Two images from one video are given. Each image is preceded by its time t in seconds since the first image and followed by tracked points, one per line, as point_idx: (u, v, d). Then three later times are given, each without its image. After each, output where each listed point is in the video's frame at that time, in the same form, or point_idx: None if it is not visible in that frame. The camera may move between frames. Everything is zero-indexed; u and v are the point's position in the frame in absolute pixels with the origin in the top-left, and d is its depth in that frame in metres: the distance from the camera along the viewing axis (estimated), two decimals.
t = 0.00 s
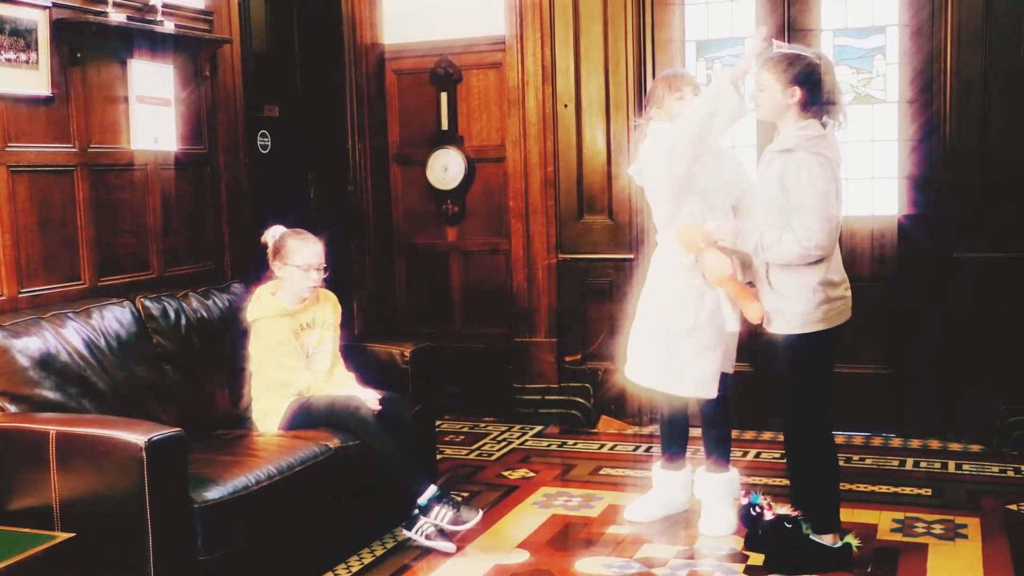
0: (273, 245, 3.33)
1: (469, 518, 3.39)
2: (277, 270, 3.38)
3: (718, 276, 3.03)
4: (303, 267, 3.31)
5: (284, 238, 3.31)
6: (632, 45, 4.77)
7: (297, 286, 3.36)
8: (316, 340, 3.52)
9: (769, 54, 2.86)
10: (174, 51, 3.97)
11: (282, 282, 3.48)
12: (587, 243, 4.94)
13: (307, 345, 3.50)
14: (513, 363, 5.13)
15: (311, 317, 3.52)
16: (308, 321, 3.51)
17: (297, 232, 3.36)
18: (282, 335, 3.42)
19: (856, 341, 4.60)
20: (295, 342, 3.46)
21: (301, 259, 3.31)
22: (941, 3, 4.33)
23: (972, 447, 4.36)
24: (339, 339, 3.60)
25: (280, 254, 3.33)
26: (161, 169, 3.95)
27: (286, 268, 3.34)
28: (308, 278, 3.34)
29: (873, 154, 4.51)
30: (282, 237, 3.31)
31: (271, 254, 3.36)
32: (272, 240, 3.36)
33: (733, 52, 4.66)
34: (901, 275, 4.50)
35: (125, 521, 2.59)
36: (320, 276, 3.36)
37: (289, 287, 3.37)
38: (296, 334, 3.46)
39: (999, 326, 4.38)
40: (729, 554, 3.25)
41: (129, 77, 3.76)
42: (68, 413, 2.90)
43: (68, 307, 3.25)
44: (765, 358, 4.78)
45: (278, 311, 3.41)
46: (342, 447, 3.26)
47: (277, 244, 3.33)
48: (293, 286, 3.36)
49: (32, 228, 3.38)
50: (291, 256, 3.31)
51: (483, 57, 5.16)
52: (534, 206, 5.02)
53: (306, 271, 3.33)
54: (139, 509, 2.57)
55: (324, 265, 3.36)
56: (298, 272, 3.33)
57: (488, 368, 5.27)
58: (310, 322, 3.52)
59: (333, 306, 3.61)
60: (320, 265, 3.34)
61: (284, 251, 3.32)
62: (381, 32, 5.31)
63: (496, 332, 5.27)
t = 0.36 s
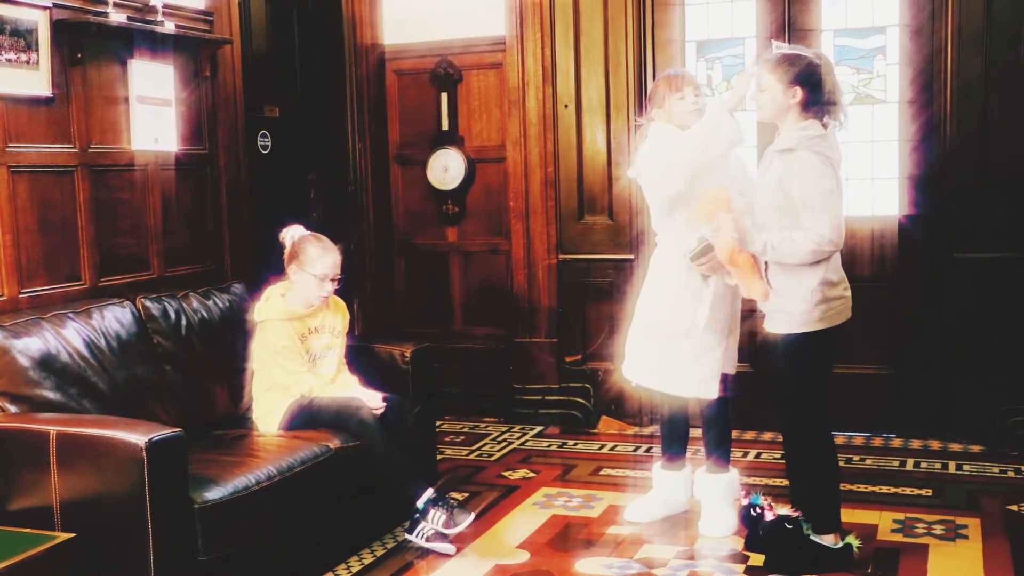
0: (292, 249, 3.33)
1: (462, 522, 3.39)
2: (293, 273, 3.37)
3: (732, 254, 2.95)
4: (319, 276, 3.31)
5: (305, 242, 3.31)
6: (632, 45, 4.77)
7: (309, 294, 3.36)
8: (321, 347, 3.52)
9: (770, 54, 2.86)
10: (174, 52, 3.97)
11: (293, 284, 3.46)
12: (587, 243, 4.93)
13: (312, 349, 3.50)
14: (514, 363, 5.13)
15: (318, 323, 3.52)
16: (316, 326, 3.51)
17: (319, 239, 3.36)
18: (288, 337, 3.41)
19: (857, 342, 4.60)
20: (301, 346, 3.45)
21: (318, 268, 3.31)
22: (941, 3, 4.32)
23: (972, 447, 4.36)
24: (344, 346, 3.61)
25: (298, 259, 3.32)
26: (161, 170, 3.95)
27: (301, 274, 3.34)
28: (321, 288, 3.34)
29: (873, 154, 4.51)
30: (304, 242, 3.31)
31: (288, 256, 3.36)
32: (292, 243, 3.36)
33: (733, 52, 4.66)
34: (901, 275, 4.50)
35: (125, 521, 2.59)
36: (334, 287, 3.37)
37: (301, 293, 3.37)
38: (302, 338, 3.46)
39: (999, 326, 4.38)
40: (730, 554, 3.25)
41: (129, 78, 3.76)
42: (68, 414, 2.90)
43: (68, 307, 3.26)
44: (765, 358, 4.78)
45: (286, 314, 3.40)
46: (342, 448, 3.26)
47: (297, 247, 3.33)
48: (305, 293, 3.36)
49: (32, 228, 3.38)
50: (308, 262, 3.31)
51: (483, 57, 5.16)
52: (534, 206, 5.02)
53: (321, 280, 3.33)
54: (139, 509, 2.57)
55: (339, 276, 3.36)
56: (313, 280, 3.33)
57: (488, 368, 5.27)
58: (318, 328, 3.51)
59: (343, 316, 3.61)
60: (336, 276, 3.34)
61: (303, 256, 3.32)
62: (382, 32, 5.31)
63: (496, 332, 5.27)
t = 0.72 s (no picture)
0: (294, 252, 3.33)
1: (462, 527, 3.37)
2: (296, 276, 3.37)
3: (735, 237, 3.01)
4: (322, 280, 3.31)
5: (309, 244, 3.31)
6: (633, 46, 4.77)
7: (311, 297, 3.36)
8: (321, 351, 3.51)
9: (773, 54, 2.86)
10: (174, 52, 3.97)
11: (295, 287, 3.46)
12: (587, 244, 4.93)
13: (313, 353, 3.48)
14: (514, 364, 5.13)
15: (320, 326, 3.51)
16: (317, 329, 3.50)
17: (323, 241, 3.35)
18: (287, 340, 3.40)
19: (857, 342, 4.60)
20: (302, 349, 3.45)
21: (321, 272, 3.31)
22: (941, 3, 4.32)
23: (972, 448, 4.36)
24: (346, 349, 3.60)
25: (301, 261, 3.32)
26: (162, 170, 3.95)
27: (304, 277, 3.34)
28: (323, 292, 3.34)
29: (873, 154, 4.51)
30: (308, 244, 3.31)
31: (291, 258, 3.36)
32: (296, 245, 3.36)
33: (733, 53, 4.66)
34: (901, 275, 4.49)
35: (125, 521, 2.59)
36: (336, 291, 3.37)
37: (303, 296, 3.37)
38: (302, 341, 3.45)
39: (1000, 327, 4.37)
40: (730, 555, 3.25)
41: (129, 78, 3.76)
42: (68, 414, 2.90)
43: (68, 307, 3.26)
44: (766, 358, 4.78)
45: (287, 317, 3.39)
46: (342, 447, 3.26)
47: (300, 250, 3.33)
48: (308, 296, 3.36)
49: (32, 228, 3.38)
50: (311, 265, 3.31)
51: (484, 58, 5.16)
52: (535, 206, 5.02)
53: (323, 284, 3.33)
54: (140, 509, 2.57)
55: (341, 280, 3.37)
56: (315, 284, 3.33)
57: (489, 368, 5.27)
58: (319, 331, 3.50)
59: (345, 319, 3.60)
60: (338, 280, 3.35)
61: (306, 259, 3.31)
62: (382, 33, 5.31)
63: (496, 332, 5.27)
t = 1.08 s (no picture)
0: (296, 254, 3.34)
1: (465, 527, 3.36)
2: (297, 277, 3.37)
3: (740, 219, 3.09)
4: (323, 282, 3.32)
5: (311, 246, 3.31)
6: (634, 46, 4.76)
7: (313, 298, 3.36)
8: (323, 353, 3.50)
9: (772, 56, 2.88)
10: (176, 52, 3.96)
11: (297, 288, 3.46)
12: (588, 244, 4.93)
13: (314, 355, 3.48)
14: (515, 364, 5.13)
15: (322, 328, 3.51)
16: (319, 332, 3.50)
17: (326, 242, 3.36)
18: (288, 342, 3.41)
19: (858, 342, 4.60)
20: (303, 351, 3.45)
21: (322, 274, 3.32)
22: (943, 3, 4.32)
23: (974, 449, 4.36)
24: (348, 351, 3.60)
25: (302, 263, 3.33)
26: (163, 170, 3.95)
27: (306, 278, 3.34)
28: (325, 294, 3.35)
29: (875, 155, 4.51)
30: (310, 246, 3.31)
31: (293, 259, 3.36)
32: (299, 246, 3.36)
33: (734, 53, 4.66)
34: (903, 276, 4.49)
35: (126, 522, 2.59)
36: (338, 293, 3.38)
37: (304, 297, 3.37)
38: (303, 342, 3.45)
39: (1001, 327, 4.37)
40: (731, 555, 3.25)
41: (130, 79, 3.76)
42: (69, 414, 2.90)
43: (70, 308, 3.25)
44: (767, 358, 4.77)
45: (289, 319, 3.39)
46: (343, 448, 3.26)
47: (302, 251, 3.33)
48: (309, 298, 3.37)
49: (34, 229, 3.38)
50: (312, 267, 3.32)
51: (484, 58, 5.16)
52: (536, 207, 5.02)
53: (324, 286, 3.33)
54: (141, 510, 2.57)
55: (343, 282, 3.37)
56: (317, 286, 3.34)
57: (490, 369, 5.27)
58: (320, 333, 3.50)
59: (347, 321, 3.60)
60: (340, 282, 3.35)
61: (307, 261, 3.32)
62: (383, 33, 5.31)
63: (497, 332, 5.27)
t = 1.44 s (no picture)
0: (298, 254, 3.34)
1: (464, 527, 3.35)
2: (299, 277, 3.38)
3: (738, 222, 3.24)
4: (325, 282, 3.32)
5: (313, 246, 3.32)
6: (634, 46, 4.76)
7: (314, 299, 3.37)
8: (324, 353, 3.51)
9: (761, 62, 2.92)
10: (177, 51, 3.97)
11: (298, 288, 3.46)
12: (589, 244, 4.93)
13: (315, 355, 3.48)
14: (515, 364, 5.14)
15: (323, 329, 3.51)
16: (320, 332, 3.50)
17: (328, 243, 3.36)
18: (289, 342, 3.41)
19: (858, 342, 4.60)
20: (304, 352, 3.45)
21: (324, 274, 3.32)
22: (943, 3, 4.32)
23: (974, 449, 4.36)
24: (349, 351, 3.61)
25: (303, 262, 3.33)
26: (164, 171, 3.95)
27: (308, 278, 3.34)
28: (327, 294, 3.35)
29: (875, 155, 4.51)
30: (312, 246, 3.32)
31: (295, 259, 3.36)
32: (301, 245, 3.37)
33: (734, 53, 4.66)
34: (903, 276, 4.49)
35: (126, 521, 2.59)
36: (340, 293, 3.38)
37: (306, 297, 3.37)
38: (304, 343, 3.46)
39: (1002, 327, 4.37)
40: (732, 555, 3.25)
41: (131, 79, 3.76)
42: (69, 414, 2.90)
43: (70, 308, 3.25)
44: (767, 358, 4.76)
45: (291, 319, 3.40)
46: (344, 449, 3.26)
47: (304, 251, 3.33)
48: (311, 298, 3.37)
49: (34, 229, 3.38)
50: (314, 267, 3.32)
51: (485, 58, 5.17)
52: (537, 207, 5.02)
53: (326, 287, 3.34)
54: (141, 510, 2.57)
55: (344, 282, 3.37)
56: (319, 286, 3.34)
57: (490, 369, 5.27)
58: (322, 334, 3.50)
59: (349, 321, 3.60)
60: (342, 283, 3.35)
61: (309, 260, 3.32)
62: (383, 33, 5.31)
63: (498, 332, 5.27)
